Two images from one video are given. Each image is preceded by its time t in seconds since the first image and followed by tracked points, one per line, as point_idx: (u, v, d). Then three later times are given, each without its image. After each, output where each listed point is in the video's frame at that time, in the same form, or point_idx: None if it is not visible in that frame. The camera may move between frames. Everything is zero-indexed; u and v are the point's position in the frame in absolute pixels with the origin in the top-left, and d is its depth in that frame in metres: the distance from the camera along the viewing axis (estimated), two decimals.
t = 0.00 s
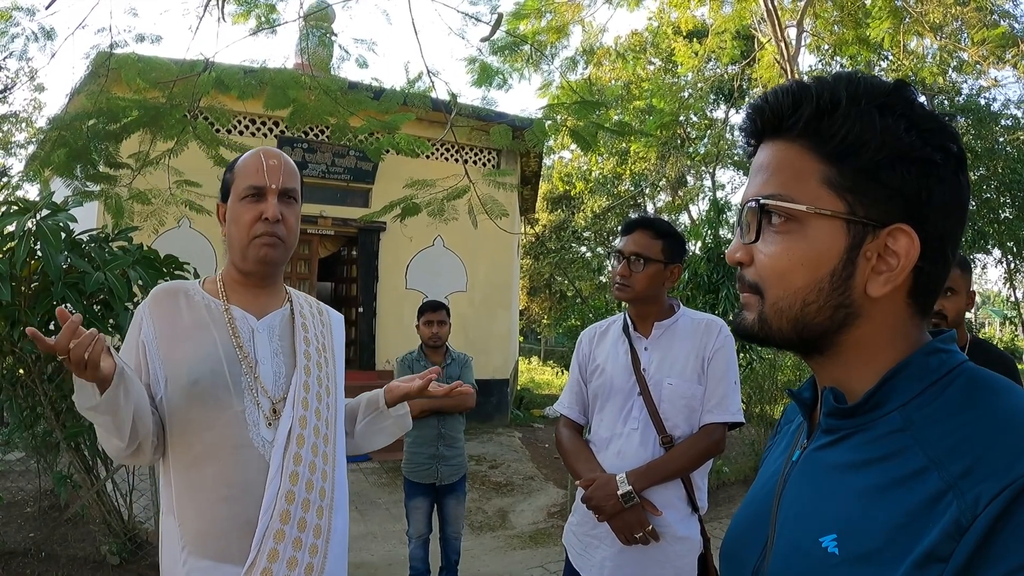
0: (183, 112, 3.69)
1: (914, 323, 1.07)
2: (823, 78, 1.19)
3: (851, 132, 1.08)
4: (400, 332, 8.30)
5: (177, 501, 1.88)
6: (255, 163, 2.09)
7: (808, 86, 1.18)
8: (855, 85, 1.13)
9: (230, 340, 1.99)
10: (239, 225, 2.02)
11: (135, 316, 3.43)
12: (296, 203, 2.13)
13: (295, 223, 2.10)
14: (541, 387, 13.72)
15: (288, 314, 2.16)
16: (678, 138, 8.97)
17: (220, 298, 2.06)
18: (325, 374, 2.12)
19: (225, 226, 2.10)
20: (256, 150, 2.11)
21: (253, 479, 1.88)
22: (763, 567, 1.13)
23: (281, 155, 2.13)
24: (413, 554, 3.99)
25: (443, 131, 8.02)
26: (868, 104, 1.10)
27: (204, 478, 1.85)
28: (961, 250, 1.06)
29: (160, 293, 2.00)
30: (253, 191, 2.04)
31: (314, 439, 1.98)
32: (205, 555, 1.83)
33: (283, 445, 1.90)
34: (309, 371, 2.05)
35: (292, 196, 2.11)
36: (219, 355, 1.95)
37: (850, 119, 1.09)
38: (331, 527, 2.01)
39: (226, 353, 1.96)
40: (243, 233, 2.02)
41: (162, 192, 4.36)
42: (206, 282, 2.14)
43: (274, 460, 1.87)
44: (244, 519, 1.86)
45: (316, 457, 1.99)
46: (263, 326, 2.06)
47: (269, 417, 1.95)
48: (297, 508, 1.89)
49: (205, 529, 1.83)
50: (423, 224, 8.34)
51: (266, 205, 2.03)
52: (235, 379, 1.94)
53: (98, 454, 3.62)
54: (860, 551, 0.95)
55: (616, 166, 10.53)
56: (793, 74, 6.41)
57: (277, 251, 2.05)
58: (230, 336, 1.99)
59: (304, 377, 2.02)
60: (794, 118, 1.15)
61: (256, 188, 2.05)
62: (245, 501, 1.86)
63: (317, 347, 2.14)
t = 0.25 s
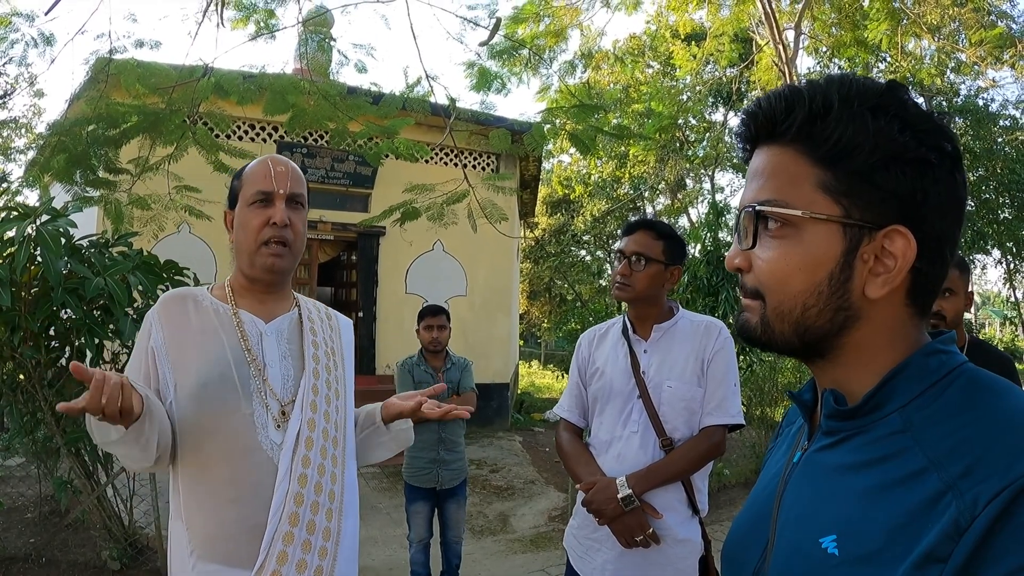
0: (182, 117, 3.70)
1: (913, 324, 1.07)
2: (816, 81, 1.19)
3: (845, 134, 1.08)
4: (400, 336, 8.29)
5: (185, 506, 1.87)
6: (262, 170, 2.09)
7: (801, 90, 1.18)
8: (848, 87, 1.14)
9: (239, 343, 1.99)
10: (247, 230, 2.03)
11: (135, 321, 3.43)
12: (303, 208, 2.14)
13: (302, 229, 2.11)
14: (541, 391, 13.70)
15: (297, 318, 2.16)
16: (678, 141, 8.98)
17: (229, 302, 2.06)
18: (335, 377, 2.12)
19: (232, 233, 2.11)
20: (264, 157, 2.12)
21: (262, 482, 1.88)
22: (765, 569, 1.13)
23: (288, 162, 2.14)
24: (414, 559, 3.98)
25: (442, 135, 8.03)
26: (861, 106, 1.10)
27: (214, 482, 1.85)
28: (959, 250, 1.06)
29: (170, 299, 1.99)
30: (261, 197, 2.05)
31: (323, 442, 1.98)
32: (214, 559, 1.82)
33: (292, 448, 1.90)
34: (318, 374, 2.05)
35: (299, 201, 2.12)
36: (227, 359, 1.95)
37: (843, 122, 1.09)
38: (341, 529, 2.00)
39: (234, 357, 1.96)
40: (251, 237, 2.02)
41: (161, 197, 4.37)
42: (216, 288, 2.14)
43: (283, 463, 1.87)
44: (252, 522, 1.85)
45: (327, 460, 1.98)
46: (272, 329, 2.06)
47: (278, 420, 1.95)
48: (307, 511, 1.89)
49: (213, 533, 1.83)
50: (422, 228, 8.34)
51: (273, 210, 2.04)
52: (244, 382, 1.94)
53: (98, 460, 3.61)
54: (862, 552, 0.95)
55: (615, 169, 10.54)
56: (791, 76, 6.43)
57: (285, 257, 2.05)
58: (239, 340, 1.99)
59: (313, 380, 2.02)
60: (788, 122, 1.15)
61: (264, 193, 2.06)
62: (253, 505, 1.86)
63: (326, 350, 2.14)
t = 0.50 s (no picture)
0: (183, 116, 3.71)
1: (916, 324, 1.07)
2: (823, 80, 1.19)
3: (850, 133, 1.08)
4: (401, 335, 8.29)
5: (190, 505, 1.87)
6: (271, 166, 2.10)
7: (807, 88, 1.18)
8: (855, 87, 1.14)
9: (242, 342, 1.99)
10: (251, 222, 2.03)
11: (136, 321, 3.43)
12: (309, 207, 2.14)
13: (306, 226, 2.11)
14: (542, 391, 13.71)
15: (298, 317, 2.16)
16: (678, 141, 8.96)
17: (232, 302, 2.05)
18: (338, 376, 2.13)
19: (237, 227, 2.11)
20: (274, 154, 2.13)
21: (268, 481, 1.88)
22: (767, 568, 1.13)
23: (298, 161, 2.15)
24: (414, 558, 3.98)
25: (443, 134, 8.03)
26: (867, 105, 1.10)
27: (218, 480, 1.85)
28: (962, 250, 1.06)
29: (173, 298, 1.98)
30: (268, 189, 2.06)
31: (326, 440, 1.99)
32: (219, 559, 1.82)
33: (297, 446, 1.91)
34: (320, 373, 2.05)
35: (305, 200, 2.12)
36: (230, 358, 1.94)
37: (849, 120, 1.09)
38: (346, 527, 2.01)
39: (237, 356, 1.96)
40: (254, 229, 2.02)
41: (162, 197, 4.37)
42: (218, 288, 2.13)
43: (287, 462, 1.87)
44: (258, 522, 1.85)
45: (330, 458, 1.99)
46: (274, 329, 2.05)
47: (282, 419, 1.95)
48: (311, 510, 1.89)
49: (216, 532, 1.83)
50: (423, 227, 8.34)
51: (278, 203, 2.04)
52: (248, 381, 1.94)
53: (99, 459, 3.61)
54: (865, 553, 0.94)
55: (616, 169, 10.54)
56: (791, 76, 6.42)
57: (287, 251, 2.05)
58: (242, 339, 1.99)
59: (316, 378, 2.02)
60: (794, 120, 1.15)
61: (271, 186, 2.07)
62: (257, 504, 1.86)
63: (328, 349, 2.14)
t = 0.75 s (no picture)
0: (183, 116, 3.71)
1: (916, 324, 1.07)
2: (824, 80, 1.19)
3: (851, 133, 1.08)
4: (401, 335, 8.29)
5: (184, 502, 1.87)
6: (281, 169, 2.11)
7: (809, 88, 1.18)
8: (856, 87, 1.13)
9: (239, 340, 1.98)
10: (254, 221, 2.03)
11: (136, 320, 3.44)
12: (313, 211, 2.14)
13: (308, 230, 2.11)
14: (542, 391, 13.71)
15: (295, 316, 2.16)
16: (679, 141, 8.95)
17: (231, 300, 2.05)
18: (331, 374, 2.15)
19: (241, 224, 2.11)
20: (286, 157, 2.13)
21: (263, 480, 1.88)
22: (767, 569, 1.13)
23: (308, 166, 2.15)
24: (415, 558, 3.97)
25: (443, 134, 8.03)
26: (868, 106, 1.10)
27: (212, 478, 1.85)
28: (962, 250, 1.06)
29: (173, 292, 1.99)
30: (275, 190, 2.05)
31: (320, 439, 2.00)
32: (215, 557, 1.83)
33: (291, 446, 1.91)
34: (314, 372, 2.07)
35: (310, 204, 2.12)
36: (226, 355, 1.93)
37: (850, 120, 1.09)
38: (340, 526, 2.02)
39: (235, 354, 1.95)
40: (257, 228, 2.02)
41: (163, 196, 4.37)
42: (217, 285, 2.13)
43: (282, 461, 1.87)
44: (253, 520, 1.86)
45: (324, 457, 2.01)
46: (270, 328, 2.06)
47: (276, 418, 1.95)
48: (306, 509, 1.89)
49: (212, 531, 1.83)
50: (424, 227, 8.34)
51: (284, 205, 2.04)
52: (244, 380, 1.93)
53: (99, 458, 3.62)
54: (865, 554, 0.94)
55: (616, 169, 10.53)
56: (792, 76, 6.42)
57: (286, 252, 2.04)
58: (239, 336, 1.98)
59: (310, 377, 2.04)
60: (795, 120, 1.15)
61: (278, 187, 2.06)
62: (252, 502, 1.86)
63: (322, 348, 2.15)
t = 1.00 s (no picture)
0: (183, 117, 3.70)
1: (915, 325, 1.07)
2: (823, 81, 1.19)
3: (851, 133, 1.08)
4: (400, 336, 8.29)
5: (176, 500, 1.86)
6: (292, 176, 2.09)
7: (808, 89, 1.18)
8: (855, 88, 1.14)
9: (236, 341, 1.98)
10: (259, 229, 2.02)
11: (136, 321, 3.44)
12: (319, 222, 2.13)
13: (313, 240, 2.11)
14: (542, 392, 13.71)
15: (293, 320, 2.16)
16: (678, 142, 8.95)
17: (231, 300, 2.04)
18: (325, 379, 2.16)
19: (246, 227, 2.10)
20: (297, 164, 2.12)
21: (255, 481, 1.88)
22: (767, 569, 1.12)
23: (319, 175, 2.14)
24: (413, 559, 3.97)
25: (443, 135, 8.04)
26: (867, 106, 1.10)
27: (205, 477, 1.84)
28: (962, 251, 1.06)
29: (175, 289, 2.00)
30: (282, 200, 2.04)
31: (312, 443, 2.02)
32: (205, 555, 1.81)
33: (283, 448, 1.92)
34: (308, 376, 2.08)
35: (317, 215, 2.12)
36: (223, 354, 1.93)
37: (849, 121, 1.09)
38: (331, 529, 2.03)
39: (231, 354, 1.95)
40: (261, 235, 2.01)
41: (162, 197, 4.37)
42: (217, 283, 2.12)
43: (274, 463, 1.88)
44: (242, 520, 1.85)
45: (315, 461, 2.02)
46: (268, 331, 2.06)
47: (270, 421, 1.95)
48: (298, 512, 1.90)
49: (204, 530, 1.82)
50: (423, 228, 8.34)
51: (290, 216, 2.03)
52: (239, 381, 1.93)
53: (98, 459, 3.61)
54: (865, 554, 0.94)
55: (616, 170, 10.54)
56: (791, 78, 6.42)
57: (288, 261, 2.04)
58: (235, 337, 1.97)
59: (304, 381, 2.05)
60: (794, 121, 1.15)
61: (285, 197, 2.05)
62: (245, 502, 1.86)
63: (318, 352, 2.16)
